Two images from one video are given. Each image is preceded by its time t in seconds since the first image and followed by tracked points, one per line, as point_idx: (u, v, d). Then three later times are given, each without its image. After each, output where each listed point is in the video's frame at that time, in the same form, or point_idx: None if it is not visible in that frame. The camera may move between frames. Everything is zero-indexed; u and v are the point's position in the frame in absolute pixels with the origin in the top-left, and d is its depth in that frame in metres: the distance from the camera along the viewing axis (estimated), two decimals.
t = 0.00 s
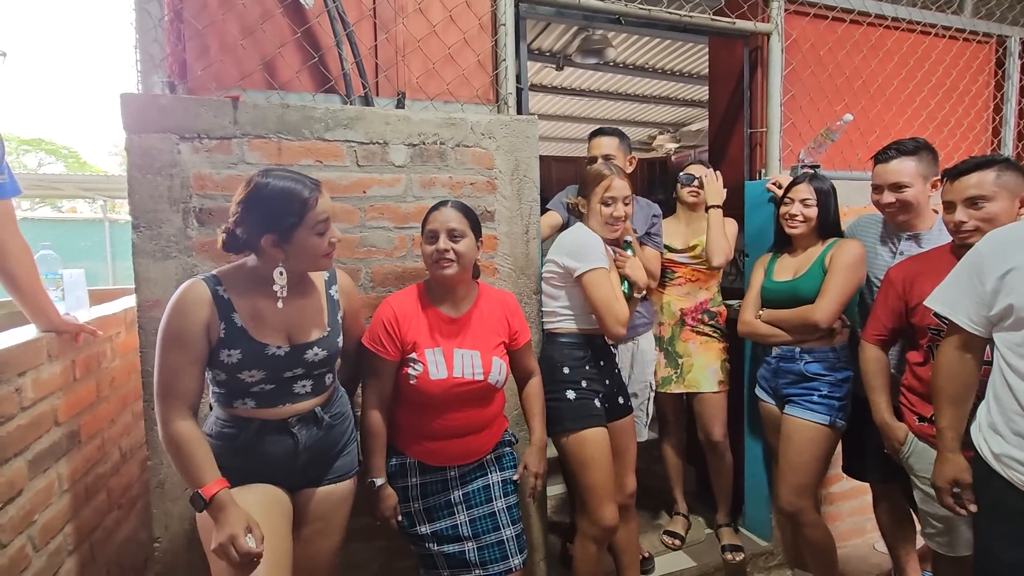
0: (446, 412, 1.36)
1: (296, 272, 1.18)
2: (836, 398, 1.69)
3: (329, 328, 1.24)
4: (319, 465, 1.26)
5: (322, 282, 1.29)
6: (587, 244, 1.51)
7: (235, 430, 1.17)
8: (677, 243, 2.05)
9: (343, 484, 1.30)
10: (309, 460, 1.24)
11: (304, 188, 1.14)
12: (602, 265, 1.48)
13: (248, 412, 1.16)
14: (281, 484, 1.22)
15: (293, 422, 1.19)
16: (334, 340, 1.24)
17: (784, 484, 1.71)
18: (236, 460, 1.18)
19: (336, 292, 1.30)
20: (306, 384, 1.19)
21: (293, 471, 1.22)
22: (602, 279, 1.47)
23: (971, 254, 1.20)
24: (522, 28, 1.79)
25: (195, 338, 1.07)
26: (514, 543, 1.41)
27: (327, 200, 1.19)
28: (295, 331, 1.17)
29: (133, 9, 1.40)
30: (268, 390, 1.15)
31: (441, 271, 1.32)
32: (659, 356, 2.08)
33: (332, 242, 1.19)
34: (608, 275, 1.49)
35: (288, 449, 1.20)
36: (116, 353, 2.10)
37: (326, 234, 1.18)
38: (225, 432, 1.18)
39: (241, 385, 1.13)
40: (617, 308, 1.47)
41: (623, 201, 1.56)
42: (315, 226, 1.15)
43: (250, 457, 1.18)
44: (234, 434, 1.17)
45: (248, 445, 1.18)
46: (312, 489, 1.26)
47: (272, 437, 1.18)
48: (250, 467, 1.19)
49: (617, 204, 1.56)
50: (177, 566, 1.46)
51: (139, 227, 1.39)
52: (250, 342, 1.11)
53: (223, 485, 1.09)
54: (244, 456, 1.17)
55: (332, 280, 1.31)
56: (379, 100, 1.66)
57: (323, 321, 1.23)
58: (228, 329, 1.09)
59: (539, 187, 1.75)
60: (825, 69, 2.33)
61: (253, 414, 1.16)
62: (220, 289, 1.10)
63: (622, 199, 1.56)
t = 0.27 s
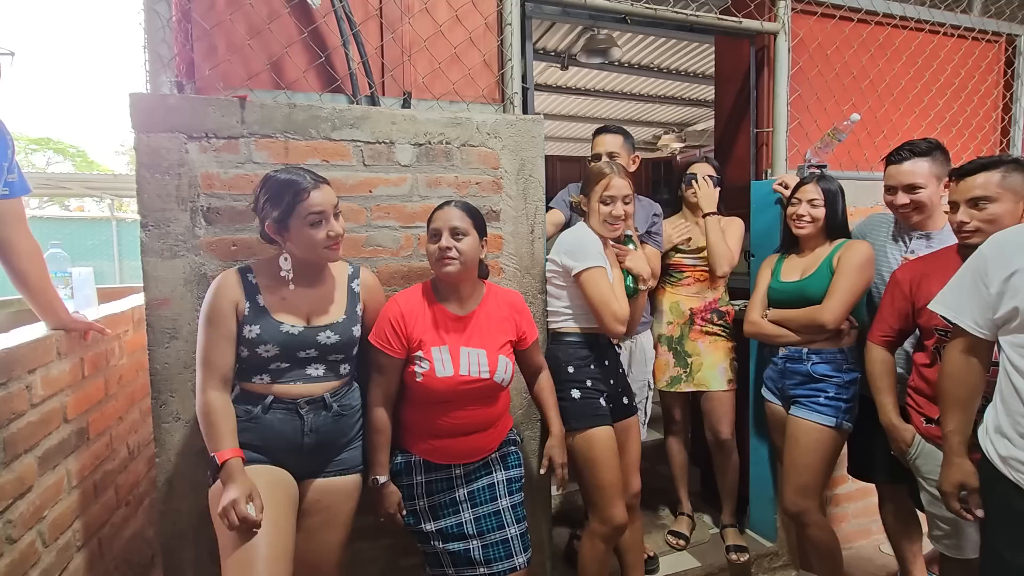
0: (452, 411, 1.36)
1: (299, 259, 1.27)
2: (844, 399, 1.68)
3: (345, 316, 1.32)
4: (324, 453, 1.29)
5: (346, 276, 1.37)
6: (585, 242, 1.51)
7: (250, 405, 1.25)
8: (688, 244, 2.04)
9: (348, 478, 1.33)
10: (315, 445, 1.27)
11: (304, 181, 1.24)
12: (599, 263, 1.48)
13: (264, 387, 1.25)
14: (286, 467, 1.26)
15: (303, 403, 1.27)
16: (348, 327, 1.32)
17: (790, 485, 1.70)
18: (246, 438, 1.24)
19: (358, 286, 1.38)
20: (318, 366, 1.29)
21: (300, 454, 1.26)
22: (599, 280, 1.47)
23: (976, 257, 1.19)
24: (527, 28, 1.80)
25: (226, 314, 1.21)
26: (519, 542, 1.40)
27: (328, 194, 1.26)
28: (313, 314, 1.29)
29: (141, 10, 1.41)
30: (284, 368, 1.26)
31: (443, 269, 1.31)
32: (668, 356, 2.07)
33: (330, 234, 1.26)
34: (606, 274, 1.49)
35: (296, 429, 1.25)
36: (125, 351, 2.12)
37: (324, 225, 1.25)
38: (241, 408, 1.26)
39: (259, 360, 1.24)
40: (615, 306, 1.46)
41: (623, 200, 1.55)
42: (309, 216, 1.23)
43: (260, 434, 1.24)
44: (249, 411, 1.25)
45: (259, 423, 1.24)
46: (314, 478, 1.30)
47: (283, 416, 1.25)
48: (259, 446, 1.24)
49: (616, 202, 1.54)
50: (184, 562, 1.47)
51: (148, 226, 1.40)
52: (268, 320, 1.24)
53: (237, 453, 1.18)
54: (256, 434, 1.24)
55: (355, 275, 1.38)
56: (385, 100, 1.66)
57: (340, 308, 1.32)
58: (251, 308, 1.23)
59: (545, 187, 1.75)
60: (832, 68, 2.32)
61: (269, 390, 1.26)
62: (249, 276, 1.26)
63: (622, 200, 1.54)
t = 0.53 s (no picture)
0: (457, 412, 1.36)
1: (298, 248, 1.32)
2: (850, 399, 1.68)
3: (343, 311, 1.33)
4: (326, 451, 1.30)
5: (347, 276, 1.38)
6: (583, 244, 1.51)
7: (253, 400, 1.27)
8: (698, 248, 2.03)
9: (351, 477, 1.34)
10: (318, 442, 1.28)
11: (308, 173, 1.29)
12: (595, 265, 1.47)
13: (264, 380, 1.27)
14: (289, 466, 1.27)
15: (303, 397, 1.27)
16: (346, 321, 1.32)
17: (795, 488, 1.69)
18: (250, 432, 1.25)
19: (359, 284, 1.38)
20: (316, 360, 1.29)
21: (302, 450, 1.27)
22: (594, 281, 1.47)
23: (979, 260, 1.19)
24: (531, 29, 1.80)
25: (231, 306, 1.26)
26: (527, 538, 1.40)
27: (330, 187, 1.31)
28: (313, 306, 1.31)
29: (148, 12, 1.42)
30: (281, 360, 1.27)
31: (454, 275, 1.32)
32: (676, 356, 2.05)
33: (325, 223, 1.29)
34: (604, 275, 1.49)
35: (297, 424, 1.26)
36: (130, 350, 2.13)
37: (320, 214, 1.29)
38: (244, 402, 1.28)
39: (259, 352, 1.25)
40: (611, 308, 1.46)
41: (620, 201, 1.54)
42: (305, 205, 1.27)
43: (263, 429, 1.25)
44: (251, 405, 1.27)
45: (262, 418, 1.26)
46: (316, 477, 1.31)
47: (284, 410, 1.26)
48: (263, 442, 1.26)
49: (614, 203, 1.54)
50: (189, 561, 1.48)
51: (154, 227, 1.41)
52: (267, 310, 1.26)
53: (239, 432, 1.22)
54: (258, 428, 1.25)
55: (358, 274, 1.40)
56: (389, 101, 1.67)
57: (338, 303, 1.33)
58: (252, 299, 1.27)
59: (548, 188, 1.75)
60: (837, 69, 2.31)
61: (269, 383, 1.27)
62: (255, 271, 1.31)
63: (618, 202, 1.54)
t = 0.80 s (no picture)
0: (459, 413, 1.37)
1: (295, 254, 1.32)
2: (857, 396, 1.67)
3: (342, 308, 1.34)
4: (317, 450, 1.29)
5: (348, 275, 1.39)
6: (584, 245, 1.51)
7: (246, 397, 1.29)
8: (708, 248, 1.99)
9: (344, 481, 1.32)
10: (307, 441, 1.27)
11: (301, 176, 1.29)
12: (595, 266, 1.47)
13: (261, 377, 1.29)
14: (279, 465, 1.27)
15: (293, 393, 1.28)
16: (344, 319, 1.33)
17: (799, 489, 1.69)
18: (241, 430, 1.26)
19: (361, 284, 1.39)
20: (312, 357, 1.31)
21: (292, 448, 1.27)
22: (596, 284, 1.46)
23: (982, 261, 1.19)
24: (534, 30, 1.80)
25: (232, 305, 1.28)
26: (532, 545, 1.42)
27: (322, 190, 1.30)
28: (311, 305, 1.32)
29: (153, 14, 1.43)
30: (279, 358, 1.29)
31: (462, 278, 1.32)
32: (685, 356, 2.03)
33: (314, 229, 1.28)
34: (604, 276, 1.48)
35: (287, 421, 1.26)
36: (135, 350, 2.15)
37: (310, 219, 1.28)
38: (239, 400, 1.29)
39: (257, 350, 1.28)
40: (611, 309, 1.46)
41: (603, 199, 1.56)
42: (294, 211, 1.27)
43: (254, 426, 1.26)
44: (244, 402, 1.28)
45: (253, 415, 1.27)
46: (307, 478, 1.30)
47: (275, 407, 1.27)
48: (254, 440, 1.26)
49: (596, 202, 1.56)
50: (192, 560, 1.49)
51: (158, 228, 1.42)
52: (265, 309, 1.28)
53: (230, 434, 1.23)
54: (250, 425, 1.26)
55: (359, 273, 1.41)
56: (392, 102, 1.67)
57: (337, 300, 1.34)
58: (253, 298, 1.29)
59: (551, 189, 1.75)
60: (840, 69, 2.31)
61: (264, 380, 1.28)
62: (257, 271, 1.33)
63: (598, 200, 1.56)
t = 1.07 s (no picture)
0: (457, 413, 1.37)
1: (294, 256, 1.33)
2: (858, 396, 1.68)
3: (341, 312, 1.34)
4: (319, 450, 1.29)
5: (347, 278, 1.40)
6: (586, 246, 1.52)
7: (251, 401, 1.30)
8: (724, 243, 1.97)
9: (349, 481, 1.32)
10: (308, 441, 1.28)
11: (305, 178, 1.30)
12: (597, 269, 1.48)
13: (263, 381, 1.30)
14: (283, 465, 1.27)
15: (294, 396, 1.29)
16: (344, 322, 1.33)
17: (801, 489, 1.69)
18: (245, 433, 1.28)
19: (359, 287, 1.39)
20: (313, 361, 1.31)
21: (293, 450, 1.27)
22: (596, 287, 1.46)
23: (982, 263, 1.19)
24: (535, 31, 1.81)
25: (233, 311, 1.29)
26: (536, 553, 1.42)
27: (328, 195, 1.31)
28: (312, 309, 1.33)
29: (157, 16, 1.44)
30: (280, 362, 1.29)
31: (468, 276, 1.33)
32: (691, 356, 2.03)
33: (313, 232, 1.28)
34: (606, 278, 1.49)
35: (288, 423, 1.27)
36: (139, 350, 2.16)
37: (310, 222, 1.28)
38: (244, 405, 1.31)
39: (258, 355, 1.28)
40: (610, 311, 1.46)
41: (611, 195, 1.55)
42: (297, 211, 1.28)
43: (257, 428, 1.27)
44: (249, 407, 1.30)
45: (257, 418, 1.28)
46: (314, 478, 1.30)
47: (277, 410, 1.28)
48: (256, 441, 1.27)
49: (604, 199, 1.55)
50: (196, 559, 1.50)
51: (162, 229, 1.43)
52: (265, 315, 1.29)
53: (233, 437, 1.25)
54: (253, 428, 1.28)
55: (359, 276, 1.41)
56: (394, 103, 1.68)
57: (337, 304, 1.35)
58: (252, 303, 1.30)
59: (552, 190, 1.76)
60: (843, 69, 2.30)
61: (266, 384, 1.30)
62: (257, 275, 1.34)
63: (608, 197, 1.55)
